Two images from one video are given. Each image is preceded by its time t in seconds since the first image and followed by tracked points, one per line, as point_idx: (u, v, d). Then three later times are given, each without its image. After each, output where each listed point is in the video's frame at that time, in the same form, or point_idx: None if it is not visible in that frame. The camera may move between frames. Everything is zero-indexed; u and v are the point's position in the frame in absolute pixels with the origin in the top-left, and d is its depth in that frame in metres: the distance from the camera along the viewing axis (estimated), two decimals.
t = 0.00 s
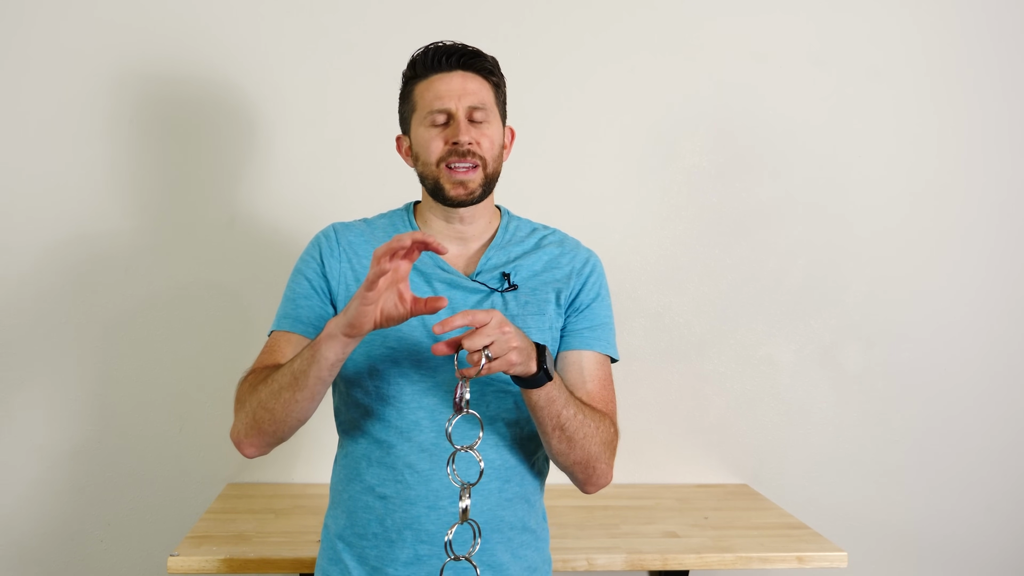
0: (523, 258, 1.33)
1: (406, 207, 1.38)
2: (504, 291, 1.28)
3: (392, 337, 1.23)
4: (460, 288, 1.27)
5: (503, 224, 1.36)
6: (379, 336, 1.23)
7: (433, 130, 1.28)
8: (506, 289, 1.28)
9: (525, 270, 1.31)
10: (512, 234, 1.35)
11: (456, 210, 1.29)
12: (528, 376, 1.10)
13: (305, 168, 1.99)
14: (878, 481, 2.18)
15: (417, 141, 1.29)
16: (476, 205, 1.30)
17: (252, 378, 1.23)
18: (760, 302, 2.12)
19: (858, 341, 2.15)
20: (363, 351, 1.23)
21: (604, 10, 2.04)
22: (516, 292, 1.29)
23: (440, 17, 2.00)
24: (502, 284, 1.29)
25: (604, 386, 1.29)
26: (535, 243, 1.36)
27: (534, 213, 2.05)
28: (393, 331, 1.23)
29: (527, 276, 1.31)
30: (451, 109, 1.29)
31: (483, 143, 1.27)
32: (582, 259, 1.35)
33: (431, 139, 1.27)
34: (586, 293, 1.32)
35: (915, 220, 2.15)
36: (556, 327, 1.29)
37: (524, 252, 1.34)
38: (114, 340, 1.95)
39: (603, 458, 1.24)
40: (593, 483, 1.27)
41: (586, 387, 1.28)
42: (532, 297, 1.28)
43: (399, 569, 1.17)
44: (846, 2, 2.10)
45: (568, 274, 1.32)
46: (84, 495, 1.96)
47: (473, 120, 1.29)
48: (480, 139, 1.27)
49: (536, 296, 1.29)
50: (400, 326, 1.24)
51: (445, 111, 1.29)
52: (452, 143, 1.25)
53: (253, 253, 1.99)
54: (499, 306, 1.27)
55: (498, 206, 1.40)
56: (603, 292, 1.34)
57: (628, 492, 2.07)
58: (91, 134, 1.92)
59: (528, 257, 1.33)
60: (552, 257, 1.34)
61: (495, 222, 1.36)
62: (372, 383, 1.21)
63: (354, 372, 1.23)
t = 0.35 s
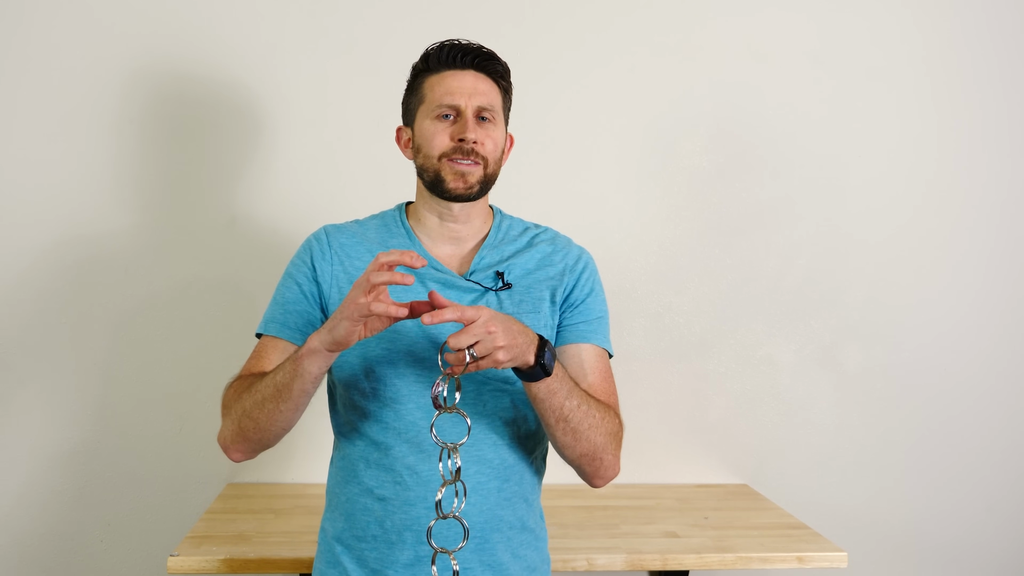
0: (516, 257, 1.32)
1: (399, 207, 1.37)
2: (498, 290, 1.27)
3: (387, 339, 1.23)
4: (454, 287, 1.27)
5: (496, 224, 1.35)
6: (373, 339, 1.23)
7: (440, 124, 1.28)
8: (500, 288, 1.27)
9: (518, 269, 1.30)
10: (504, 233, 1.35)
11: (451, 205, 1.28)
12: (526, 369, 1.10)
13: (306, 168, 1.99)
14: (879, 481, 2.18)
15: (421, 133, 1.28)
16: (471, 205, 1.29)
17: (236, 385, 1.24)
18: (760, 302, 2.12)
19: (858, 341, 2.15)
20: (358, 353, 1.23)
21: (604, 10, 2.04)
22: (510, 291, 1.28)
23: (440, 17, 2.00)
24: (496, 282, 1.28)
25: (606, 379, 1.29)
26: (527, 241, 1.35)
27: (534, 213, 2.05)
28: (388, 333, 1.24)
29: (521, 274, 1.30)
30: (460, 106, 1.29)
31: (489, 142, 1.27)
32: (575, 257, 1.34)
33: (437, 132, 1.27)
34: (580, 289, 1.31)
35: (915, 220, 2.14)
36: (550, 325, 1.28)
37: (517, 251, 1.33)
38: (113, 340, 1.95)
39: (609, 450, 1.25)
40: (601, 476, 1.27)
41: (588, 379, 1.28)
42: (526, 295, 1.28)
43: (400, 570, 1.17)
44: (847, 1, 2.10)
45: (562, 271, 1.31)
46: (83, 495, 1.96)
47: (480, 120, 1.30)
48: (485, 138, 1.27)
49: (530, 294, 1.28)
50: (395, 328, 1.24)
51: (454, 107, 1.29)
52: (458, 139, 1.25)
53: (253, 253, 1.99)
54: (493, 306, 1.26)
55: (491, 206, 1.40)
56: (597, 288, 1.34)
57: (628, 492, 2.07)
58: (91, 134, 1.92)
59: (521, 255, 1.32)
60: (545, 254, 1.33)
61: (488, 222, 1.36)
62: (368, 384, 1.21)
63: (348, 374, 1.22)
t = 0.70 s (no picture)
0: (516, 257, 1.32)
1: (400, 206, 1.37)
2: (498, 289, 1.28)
3: (388, 334, 1.23)
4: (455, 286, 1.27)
5: (496, 225, 1.34)
6: (375, 334, 1.23)
7: (438, 127, 1.28)
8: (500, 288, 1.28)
9: (518, 268, 1.30)
10: (504, 234, 1.34)
11: (452, 207, 1.28)
12: (533, 341, 1.11)
13: (306, 167, 1.99)
14: (879, 481, 2.18)
15: (420, 136, 1.29)
16: (471, 207, 1.29)
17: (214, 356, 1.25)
18: (760, 302, 2.12)
19: (858, 341, 2.15)
20: (358, 347, 1.23)
21: (604, 10, 2.05)
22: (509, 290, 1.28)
23: (440, 18, 2.01)
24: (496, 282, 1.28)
25: (610, 364, 1.29)
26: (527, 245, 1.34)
27: (534, 213, 2.05)
28: (388, 329, 1.23)
29: (520, 273, 1.30)
30: (458, 109, 1.29)
31: (487, 145, 1.27)
32: (575, 257, 1.34)
33: (435, 135, 1.27)
34: (579, 284, 1.30)
35: (915, 228, 2.14)
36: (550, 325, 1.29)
37: (516, 250, 1.33)
38: (114, 340, 1.96)
39: (619, 432, 1.24)
40: (613, 461, 1.26)
41: (593, 365, 1.28)
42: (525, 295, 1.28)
43: (399, 569, 1.17)
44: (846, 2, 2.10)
45: (561, 269, 1.31)
46: (84, 495, 1.96)
47: (478, 123, 1.29)
48: (483, 141, 1.27)
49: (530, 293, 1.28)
50: (395, 324, 1.24)
51: (452, 110, 1.29)
52: (456, 142, 1.26)
53: (252, 253, 1.99)
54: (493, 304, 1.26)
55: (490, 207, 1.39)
56: (597, 283, 1.33)
57: (628, 492, 2.07)
58: (92, 134, 1.93)
59: (520, 254, 1.32)
60: (542, 253, 1.33)
61: (489, 224, 1.35)
62: (367, 382, 1.21)
63: (348, 368, 1.23)
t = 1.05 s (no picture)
0: (518, 258, 1.31)
1: (400, 207, 1.36)
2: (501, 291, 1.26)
3: (391, 338, 1.22)
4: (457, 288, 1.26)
5: (497, 225, 1.33)
6: (377, 339, 1.22)
7: (426, 127, 1.28)
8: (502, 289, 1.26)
9: (520, 269, 1.29)
10: (506, 235, 1.33)
11: (451, 206, 1.28)
12: (545, 347, 1.11)
13: (306, 167, 1.99)
14: (879, 481, 2.18)
15: (410, 139, 1.29)
16: (470, 204, 1.28)
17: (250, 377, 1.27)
18: (760, 302, 2.12)
19: (858, 341, 2.15)
20: (362, 353, 1.22)
21: (604, 10, 2.05)
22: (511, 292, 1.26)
23: (440, 18, 2.01)
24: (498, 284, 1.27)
25: (602, 374, 1.31)
26: (528, 244, 1.33)
27: (534, 213, 2.06)
28: (391, 333, 1.22)
29: (523, 275, 1.29)
30: (444, 106, 1.29)
31: (477, 140, 1.26)
32: (576, 258, 1.33)
33: (423, 136, 1.27)
34: (579, 287, 1.31)
35: (913, 234, 2.14)
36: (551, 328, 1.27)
37: (518, 252, 1.32)
38: (114, 340, 1.96)
39: (607, 443, 1.26)
40: (594, 470, 1.29)
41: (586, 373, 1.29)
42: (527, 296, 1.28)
43: (402, 570, 1.16)
44: None
45: (563, 271, 1.31)
46: (84, 496, 1.96)
47: (466, 118, 1.29)
48: (472, 136, 1.26)
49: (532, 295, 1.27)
50: (398, 328, 1.23)
51: (438, 108, 1.28)
52: (444, 139, 1.25)
53: (252, 253, 1.99)
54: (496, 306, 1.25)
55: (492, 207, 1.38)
56: (596, 287, 1.34)
57: (629, 492, 2.07)
58: (93, 135, 1.93)
59: (522, 256, 1.31)
60: (544, 254, 1.32)
61: (490, 223, 1.34)
62: (371, 384, 1.21)
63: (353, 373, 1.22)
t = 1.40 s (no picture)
0: (518, 257, 1.30)
1: (399, 207, 1.35)
2: (501, 291, 1.26)
3: (390, 342, 1.21)
4: (458, 288, 1.25)
5: (498, 223, 1.33)
6: (377, 342, 1.21)
7: (418, 128, 1.27)
8: (503, 290, 1.25)
9: (520, 270, 1.28)
10: (506, 233, 1.33)
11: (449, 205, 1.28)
12: (545, 371, 1.12)
13: (306, 167, 1.99)
14: (879, 481, 2.18)
15: (404, 141, 1.29)
16: (469, 203, 1.28)
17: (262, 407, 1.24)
18: (760, 302, 2.12)
19: (858, 340, 2.15)
20: (364, 357, 1.21)
21: (604, 10, 2.05)
22: (513, 292, 1.26)
23: (440, 19, 2.01)
24: (499, 284, 1.26)
25: (603, 378, 1.31)
26: (527, 241, 1.34)
27: (534, 213, 2.06)
28: (390, 336, 1.21)
29: (523, 275, 1.28)
30: (436, 106, 1.28)
31: (470, 139, 1.26)
32: (577, 257, 1.33)
33: (416, 137, 1.27)
34: (580, 289, 1.31)
35: (904, 239, 2.13)
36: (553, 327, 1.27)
37: (519, 251, 1.32)
38: (114, 340, 1.95)
39: (608, 453, 1.27)
40: (595, 475, 1.29)
41: (587, 379, 1.30)
42: (531, 296, 1.26)
43: (405, 571, 1.16)
44: None
45: (564, 272, 1.30)
46: (83, 496, 1.95)
47: (458, 117, 1.28)
48: (465, 135, 1.26)
49: (534, 295, 1.26)
50: (397, 330, 1.21)
51: (430, 108, 1.28)
52: (437, 140, 1.25)
53: (252, 254, 1.99)
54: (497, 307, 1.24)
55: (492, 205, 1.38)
56: (597, 287, 1.33)
57: (629, 492, 2.07)
58: (93, 135, 1.93)
59: (523, 255, 1.30)
60: (547, 254, 1.31)
61: (490, 221, 1.34)
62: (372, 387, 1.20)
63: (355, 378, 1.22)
